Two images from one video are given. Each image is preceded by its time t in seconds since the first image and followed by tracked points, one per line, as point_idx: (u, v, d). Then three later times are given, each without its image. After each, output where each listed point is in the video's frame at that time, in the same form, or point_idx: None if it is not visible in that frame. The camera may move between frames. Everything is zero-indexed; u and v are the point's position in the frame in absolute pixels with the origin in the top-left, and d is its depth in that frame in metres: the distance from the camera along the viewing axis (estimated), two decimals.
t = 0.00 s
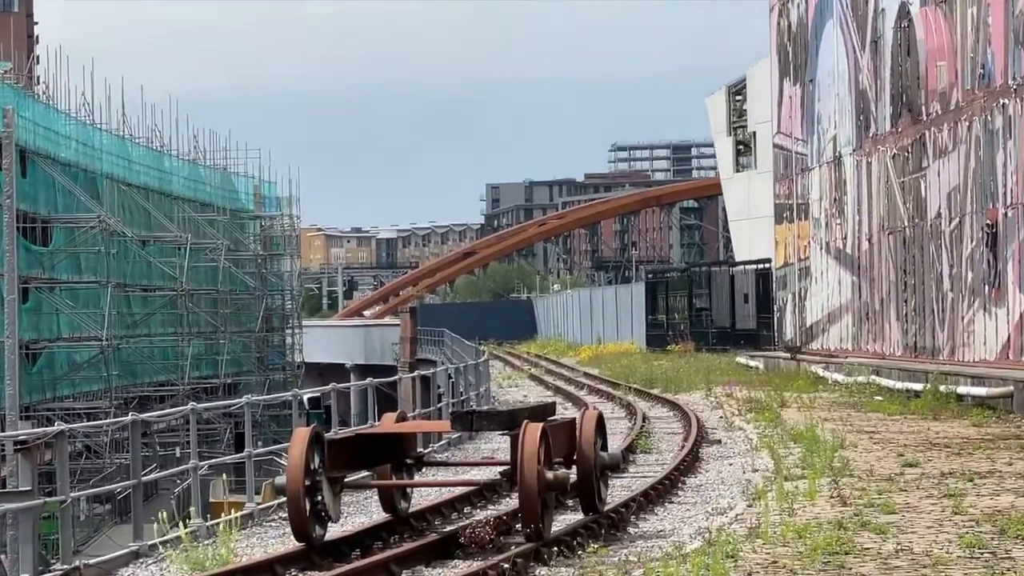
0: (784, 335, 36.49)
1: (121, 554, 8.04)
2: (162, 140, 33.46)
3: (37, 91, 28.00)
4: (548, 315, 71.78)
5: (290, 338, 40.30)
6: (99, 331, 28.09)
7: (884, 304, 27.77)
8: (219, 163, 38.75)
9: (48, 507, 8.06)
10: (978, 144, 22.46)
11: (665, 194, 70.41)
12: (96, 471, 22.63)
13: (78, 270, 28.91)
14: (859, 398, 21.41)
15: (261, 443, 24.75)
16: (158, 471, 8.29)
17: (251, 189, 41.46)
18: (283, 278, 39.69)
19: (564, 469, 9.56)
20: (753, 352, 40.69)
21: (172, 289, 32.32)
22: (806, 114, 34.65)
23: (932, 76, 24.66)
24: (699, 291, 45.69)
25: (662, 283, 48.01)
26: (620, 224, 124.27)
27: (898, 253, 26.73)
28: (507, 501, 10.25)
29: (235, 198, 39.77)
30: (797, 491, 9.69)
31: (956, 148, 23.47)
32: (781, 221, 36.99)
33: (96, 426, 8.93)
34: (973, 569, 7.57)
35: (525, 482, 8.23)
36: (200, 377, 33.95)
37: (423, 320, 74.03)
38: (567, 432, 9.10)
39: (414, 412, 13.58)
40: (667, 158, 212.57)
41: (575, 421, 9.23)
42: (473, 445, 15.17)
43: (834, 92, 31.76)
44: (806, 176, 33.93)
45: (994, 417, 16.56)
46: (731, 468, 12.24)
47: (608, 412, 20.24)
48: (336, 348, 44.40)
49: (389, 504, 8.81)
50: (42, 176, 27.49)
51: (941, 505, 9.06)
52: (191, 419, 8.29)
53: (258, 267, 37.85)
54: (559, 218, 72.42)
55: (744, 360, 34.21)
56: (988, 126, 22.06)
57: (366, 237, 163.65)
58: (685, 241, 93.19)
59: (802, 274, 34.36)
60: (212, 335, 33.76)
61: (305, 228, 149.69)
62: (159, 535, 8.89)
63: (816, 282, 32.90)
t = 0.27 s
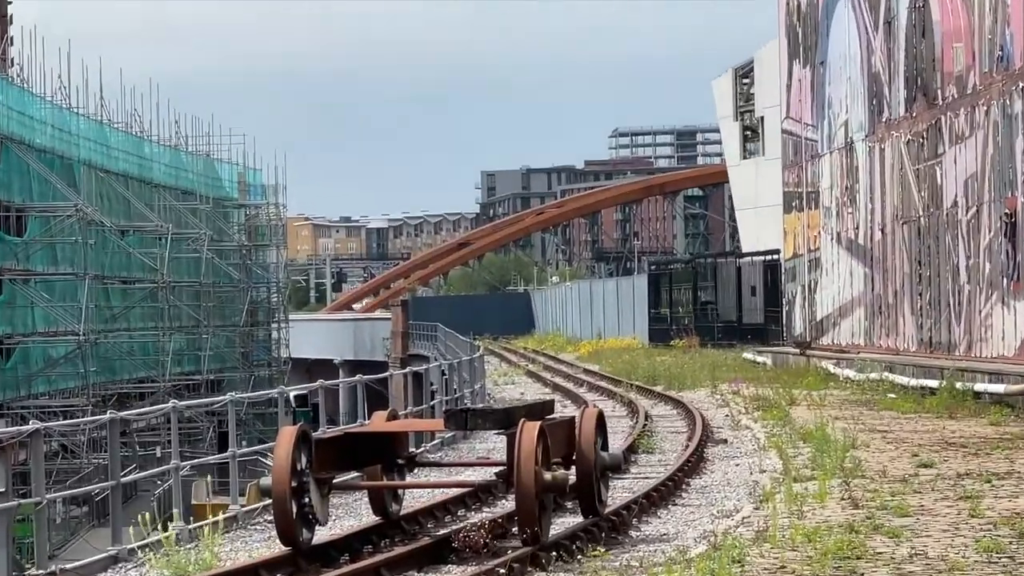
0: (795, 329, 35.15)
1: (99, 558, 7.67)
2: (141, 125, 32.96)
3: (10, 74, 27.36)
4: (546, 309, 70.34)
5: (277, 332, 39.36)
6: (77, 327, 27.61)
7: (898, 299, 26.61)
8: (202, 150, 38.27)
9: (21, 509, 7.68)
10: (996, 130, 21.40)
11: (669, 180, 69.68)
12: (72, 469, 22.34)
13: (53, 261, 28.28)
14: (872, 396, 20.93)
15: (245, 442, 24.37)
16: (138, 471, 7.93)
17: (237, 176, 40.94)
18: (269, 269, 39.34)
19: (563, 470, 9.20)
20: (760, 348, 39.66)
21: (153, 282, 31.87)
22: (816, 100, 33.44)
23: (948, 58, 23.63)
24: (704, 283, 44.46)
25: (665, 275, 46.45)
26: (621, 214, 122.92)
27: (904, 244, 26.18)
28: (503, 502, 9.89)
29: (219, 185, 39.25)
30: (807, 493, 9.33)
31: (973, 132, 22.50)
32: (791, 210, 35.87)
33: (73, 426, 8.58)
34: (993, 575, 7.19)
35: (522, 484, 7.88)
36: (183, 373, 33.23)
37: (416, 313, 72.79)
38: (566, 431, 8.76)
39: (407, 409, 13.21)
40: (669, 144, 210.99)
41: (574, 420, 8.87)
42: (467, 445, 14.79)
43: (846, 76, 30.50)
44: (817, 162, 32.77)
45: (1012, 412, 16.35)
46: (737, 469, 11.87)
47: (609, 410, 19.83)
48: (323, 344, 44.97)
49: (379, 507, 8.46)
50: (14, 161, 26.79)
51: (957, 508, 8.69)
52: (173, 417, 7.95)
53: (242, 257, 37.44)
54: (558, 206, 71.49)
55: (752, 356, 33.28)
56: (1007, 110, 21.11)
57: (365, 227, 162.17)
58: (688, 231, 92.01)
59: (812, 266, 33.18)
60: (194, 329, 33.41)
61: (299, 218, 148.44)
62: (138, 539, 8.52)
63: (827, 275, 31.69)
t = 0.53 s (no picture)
0: (803, 323, 33.61)
1: (70, 564, 7.22)
2: (115, 107, 32.48)
3: None
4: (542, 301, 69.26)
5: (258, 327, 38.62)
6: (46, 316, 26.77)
7: (916, 290, 25.05)
8: (179, 133, 37.84)
9: None
10: (1020, 112, 20.23)
11: (673, 165, 68.89)
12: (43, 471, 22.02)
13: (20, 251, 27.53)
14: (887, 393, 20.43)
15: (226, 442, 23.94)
16: (112, 473, 7.50)
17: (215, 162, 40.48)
18: (250, 260, 38.94)
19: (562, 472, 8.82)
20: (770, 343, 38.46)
21: (128, 272, 31.31)
22: (827, 81, 31.77)
23: (968, 37, 22.34)
24: (711, 274, 43.11)
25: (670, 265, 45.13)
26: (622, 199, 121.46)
27: (906, 235, 25.47)
28: (499, 506, 9.51)
29: (197, 170, 38.80)
30: (819, 496, 8.93)
31: (995, 116, 21.28)
32: (800, 197, 34.14)
33: (48, 425, 8.15)
34: None
35: (517, 486, 7.46)
36: (160, 368, 33.28)
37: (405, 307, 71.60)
38: (565, 432, 8.41)
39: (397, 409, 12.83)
40: (672, 127, 209.14)
41: (572, 420, 8.49)
42: (460, 445, 14.36)
43: (860, 56, 28.84)
44: (829, 146, 31.04)
45: None
46: (745, 470, 11.47)
47: (612, 408, 19.39)
48: (307, 337, 44.49)
49: (368, 510, 8.12)
50: None
51: (978, 511, 8.28)
52: (149, 416, 7.52)
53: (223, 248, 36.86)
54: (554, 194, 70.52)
55: (760, 353, 32.13)
56: None
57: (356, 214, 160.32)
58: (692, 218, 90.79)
59: (823, 257, 31.49)
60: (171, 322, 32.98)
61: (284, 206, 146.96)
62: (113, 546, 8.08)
63: (840, 265, 30.01)
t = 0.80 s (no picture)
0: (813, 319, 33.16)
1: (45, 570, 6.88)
2: (92, 92, 32.01)
3: None
4: (540, 297, 68.58)
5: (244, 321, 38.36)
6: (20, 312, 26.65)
7: (931, 284, 24.65)
8: (159, 119, 37.44)
9: None
10: None
11: (676, 153, 68.53)
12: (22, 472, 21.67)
13: None
14: (901, 391, 20.09)
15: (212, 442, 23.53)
16: (90, 475, 7.17)
17: (198, 149, 40.15)
18: (233, 251, 38.68)
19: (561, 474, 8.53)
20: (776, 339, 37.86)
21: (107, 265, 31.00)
22: (840, 64, 31.29)
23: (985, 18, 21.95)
24: (716, 268, 42.61)
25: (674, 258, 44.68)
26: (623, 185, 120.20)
27: (920, 227, 25.12)
28: (495, 510, 9.19)
29: (179, 159, 38.44)
30: (829, 499, 8.61)
31: (1013, 100, 20.79)
32: (811, 186, 33.84)
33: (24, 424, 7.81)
34: None
35: (515, 489, 7.14)
36: (140, 365, 32.90)
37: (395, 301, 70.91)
38: (564, 433, 8.11)
39: (387, 407, 12.48)
40: (676, 113, 207.67)
41: (571, 421, 8.21)
42: (454, 445, 14.04)
43: (873, 38, 28.45)
44: (840, 133, 30.71)
45: None
46: (752, 472, 11.16)
47: (613, 406, 19.03)
48: (294, 332, 44.33)
49: (357, 514, 7.82)
50: None
51: (997, 515, 7.94)
52: (128, 415, 7.19)
53: (206, 239, 36.55)
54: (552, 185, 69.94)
55: (768, 350, 31.87)
56: None
57: (347, 202, 158.69)
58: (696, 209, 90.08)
59: (834, 248, 30.95)
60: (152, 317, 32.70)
61: (271, 195, 145.96)
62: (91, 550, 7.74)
63: (851, 257, 29.57)
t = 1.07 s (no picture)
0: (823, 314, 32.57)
1: None
2: (67, 76, 31.70)
3: None
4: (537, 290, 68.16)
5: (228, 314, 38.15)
6: None
7: (945, 276, 24.24)
8: (139, 104, 37.11)
9: None
10: None
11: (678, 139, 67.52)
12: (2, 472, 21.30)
13: None
14: (916, 388, 19.78)
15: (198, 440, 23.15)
16: (65, 476, 6.86)
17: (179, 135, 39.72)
18: (217, 242, 38.47)
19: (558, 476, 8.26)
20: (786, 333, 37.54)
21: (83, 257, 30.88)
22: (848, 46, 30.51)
23: None
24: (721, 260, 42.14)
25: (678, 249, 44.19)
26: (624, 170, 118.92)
27: (933, 217, 24.71)
28: (489, 512, 8.91)
29: (159, 145, 38.05)
30: (838, 501, 8.30)
31: None
32: (818, 174, 32.82)
33: None
34: None
35: (509, 491, 6.86)
36: (119, 361, 32.56)
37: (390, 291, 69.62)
38: (561, 432, 7.86)
39: (377, 406, 12.18)
40: (679, 97, 206.23)
41: (567, 419, 7.93)
42: (447, 445, 13.74)
43: (884, 19, 27.75)
44: (849, 119, 29.86)
45: None
46: (759, 473, 10.85)
47: (613, 404, 18.69)
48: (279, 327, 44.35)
49: (345, 517, 7.57)
50: None
51: (1015, 519, 7.63)
52: (106, 413, 6.87)
53: (186, 229, 36.25)
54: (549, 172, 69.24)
55: (776, 345, 31.45)
56: None
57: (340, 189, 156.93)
58: (701, 200, 89.42)
59: (844, 238, 30.20)
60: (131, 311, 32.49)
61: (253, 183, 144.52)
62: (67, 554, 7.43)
63: (861, 248, 28.94)
